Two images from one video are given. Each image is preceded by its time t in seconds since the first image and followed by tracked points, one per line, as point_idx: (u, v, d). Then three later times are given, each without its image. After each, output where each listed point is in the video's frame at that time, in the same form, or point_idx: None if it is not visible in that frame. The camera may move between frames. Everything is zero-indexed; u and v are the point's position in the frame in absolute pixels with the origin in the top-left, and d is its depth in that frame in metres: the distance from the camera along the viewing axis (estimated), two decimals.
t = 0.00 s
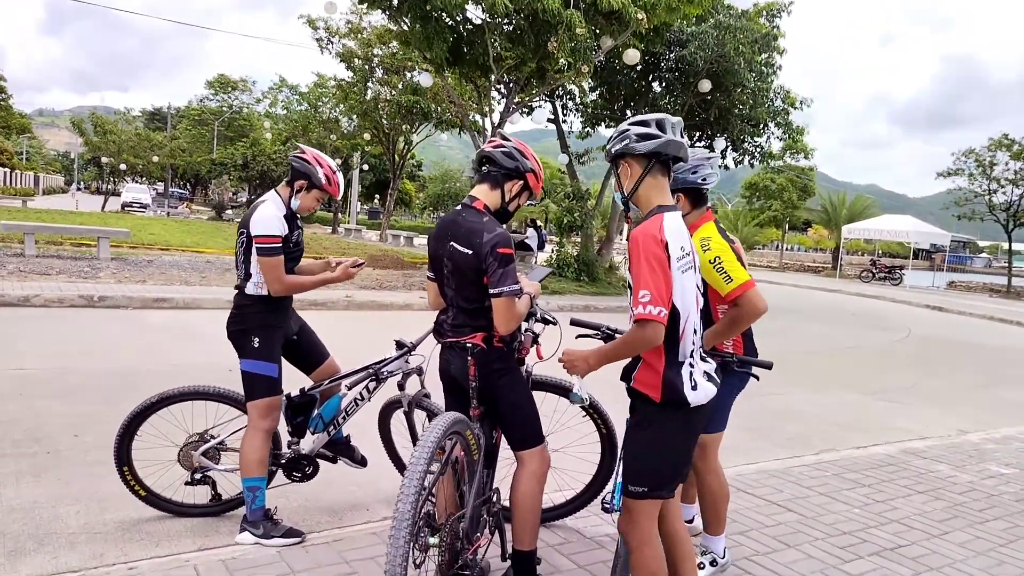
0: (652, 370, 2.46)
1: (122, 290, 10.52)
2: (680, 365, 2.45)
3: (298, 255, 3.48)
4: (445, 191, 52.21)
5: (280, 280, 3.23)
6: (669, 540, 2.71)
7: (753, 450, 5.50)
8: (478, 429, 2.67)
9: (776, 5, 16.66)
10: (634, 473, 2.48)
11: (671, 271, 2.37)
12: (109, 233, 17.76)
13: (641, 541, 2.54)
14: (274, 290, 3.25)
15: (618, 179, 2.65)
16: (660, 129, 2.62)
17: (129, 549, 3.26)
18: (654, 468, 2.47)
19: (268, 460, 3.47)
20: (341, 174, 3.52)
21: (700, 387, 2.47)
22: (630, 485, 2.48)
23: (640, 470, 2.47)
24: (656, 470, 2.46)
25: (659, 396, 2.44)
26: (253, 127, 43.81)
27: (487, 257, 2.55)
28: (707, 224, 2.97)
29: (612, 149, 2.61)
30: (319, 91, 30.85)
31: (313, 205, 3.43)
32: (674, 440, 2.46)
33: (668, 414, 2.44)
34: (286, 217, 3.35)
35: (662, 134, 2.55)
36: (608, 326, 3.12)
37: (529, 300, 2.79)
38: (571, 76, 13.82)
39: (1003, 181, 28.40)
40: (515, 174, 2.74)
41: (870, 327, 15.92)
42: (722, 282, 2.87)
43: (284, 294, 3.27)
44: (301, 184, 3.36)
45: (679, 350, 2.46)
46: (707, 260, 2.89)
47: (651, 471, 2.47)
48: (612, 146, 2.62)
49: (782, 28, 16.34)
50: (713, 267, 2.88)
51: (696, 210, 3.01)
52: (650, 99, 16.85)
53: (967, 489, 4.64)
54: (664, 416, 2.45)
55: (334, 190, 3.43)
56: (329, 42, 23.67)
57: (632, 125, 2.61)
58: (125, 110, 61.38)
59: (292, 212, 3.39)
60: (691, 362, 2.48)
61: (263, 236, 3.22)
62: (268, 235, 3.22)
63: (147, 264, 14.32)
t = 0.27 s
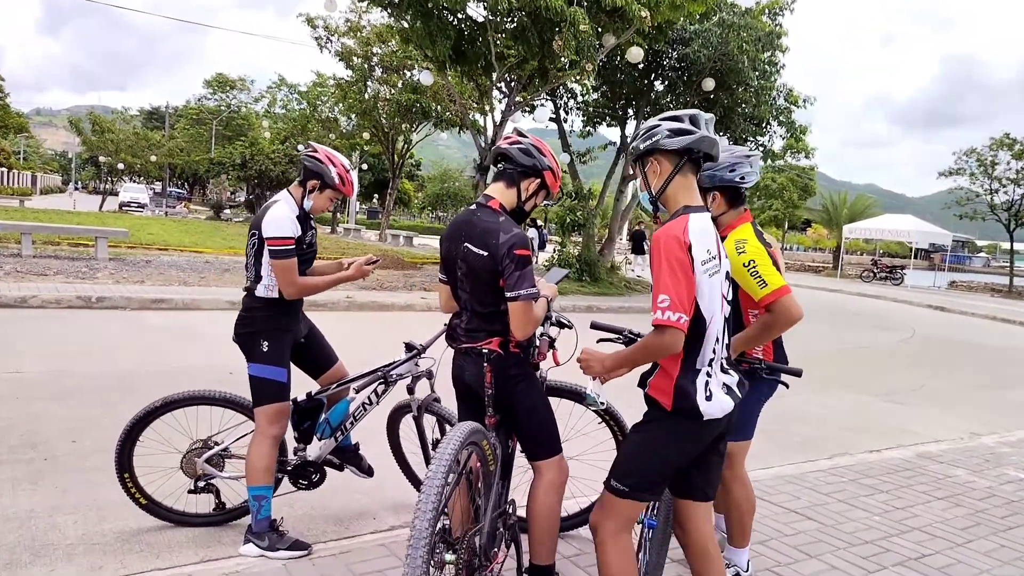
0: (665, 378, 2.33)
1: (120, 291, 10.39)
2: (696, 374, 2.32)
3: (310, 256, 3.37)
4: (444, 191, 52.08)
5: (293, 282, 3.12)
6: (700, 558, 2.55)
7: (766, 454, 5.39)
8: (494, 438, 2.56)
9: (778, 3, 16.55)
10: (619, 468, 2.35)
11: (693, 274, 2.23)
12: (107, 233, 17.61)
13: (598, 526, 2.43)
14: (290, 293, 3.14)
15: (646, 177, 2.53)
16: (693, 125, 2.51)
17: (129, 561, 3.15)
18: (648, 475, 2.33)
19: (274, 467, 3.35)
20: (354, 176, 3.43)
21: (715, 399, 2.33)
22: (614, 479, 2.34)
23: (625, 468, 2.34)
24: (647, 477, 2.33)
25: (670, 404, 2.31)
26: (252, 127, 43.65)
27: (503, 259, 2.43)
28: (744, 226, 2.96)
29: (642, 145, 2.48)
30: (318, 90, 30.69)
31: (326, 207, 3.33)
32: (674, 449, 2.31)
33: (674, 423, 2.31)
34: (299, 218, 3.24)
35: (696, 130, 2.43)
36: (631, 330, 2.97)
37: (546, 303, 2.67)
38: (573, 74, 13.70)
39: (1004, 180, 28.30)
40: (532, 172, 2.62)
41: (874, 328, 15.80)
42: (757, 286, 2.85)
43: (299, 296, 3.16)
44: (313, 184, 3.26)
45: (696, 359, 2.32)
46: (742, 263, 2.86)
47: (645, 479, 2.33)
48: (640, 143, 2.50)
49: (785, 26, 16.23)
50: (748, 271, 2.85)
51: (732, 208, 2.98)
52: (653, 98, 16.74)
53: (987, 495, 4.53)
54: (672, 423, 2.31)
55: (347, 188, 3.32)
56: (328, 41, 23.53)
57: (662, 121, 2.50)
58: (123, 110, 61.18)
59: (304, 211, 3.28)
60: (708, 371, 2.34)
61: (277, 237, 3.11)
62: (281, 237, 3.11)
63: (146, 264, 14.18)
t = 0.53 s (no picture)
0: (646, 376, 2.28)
1: (121, 291, 10.34)
2: (679, 372, 2.25)
3: (313, 254, 3.33)
4: (443, 190, 52.01)
5: (297, 279, 3.07)
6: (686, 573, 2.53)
7: (773, 453, 5.35)
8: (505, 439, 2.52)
9: None
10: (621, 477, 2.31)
11: (675, 272, 2.16)
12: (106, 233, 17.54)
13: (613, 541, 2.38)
14: (293, 291, 3.09)
15: (633, 170, 2.44)
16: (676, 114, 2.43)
17: (132, 564, 3.10)
18: (642, 480, 2.28)
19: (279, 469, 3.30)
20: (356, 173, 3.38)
21: (695, 398, 2.25)
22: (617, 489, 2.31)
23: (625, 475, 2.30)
24: (648, 482, 2.28)
25: (650, 402, 2.27)
26: (251, 126, 43.56)
27: (515, 256, 2.39)
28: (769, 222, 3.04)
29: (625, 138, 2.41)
30: (318, 89, 30.60)
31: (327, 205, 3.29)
32: (659, 452, 2.26)
33: (658, 424, 2.26)
34: (300, 215, 3.19)
35: (678, 119, 2.35)
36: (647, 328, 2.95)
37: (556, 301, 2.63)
38: (574, 71, 13.64)
39: (1005, 177, 28.23)
40: (543, 167, 2.58)
41: (876, 325, 15.75)
42: (787, 279, 2.91)
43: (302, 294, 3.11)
44: (314, 180, 3.21)
45: (681, 357, 2.26)
46: (773, 255, 2.93)
47: (645, 485, 2.28)
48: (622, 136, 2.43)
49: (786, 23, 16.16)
50: (779, 263, 2.92)
51: (758, 208, 3.09)
52: (654, 95, 16.70)
53: (999, 493, 4.48)
54: (654, 425, 2.27)
55: (349, 184, 3.27)
56: (328, 40, 23.45)
57: (644, 112, 2.43)
58: (122, 110, 61.05)
59: (305, 208, 3.23)
60: (692, 370, 2.27)
61: (278, 234, 3.06)
62: (283, 235, 3.06)
63: (146, 264, 14.12)
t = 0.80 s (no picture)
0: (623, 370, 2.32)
1: (120, 288, 10.34)
2: (656, 365, 2.29)
3: (308, 250, 3.34)
4: (441, 185, 51.97)
5: (293, 276, 3.10)
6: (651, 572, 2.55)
7: (771, 447, 5.39)
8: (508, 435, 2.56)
9: None
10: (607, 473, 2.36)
11: (647, 268, 2.19)
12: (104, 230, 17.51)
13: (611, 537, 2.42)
14: (290, 286, 3.12)
15: (617, 166, 2.47)
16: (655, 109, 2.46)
17: (138, 559, 3.14)
18: (627, 472, 2.32)
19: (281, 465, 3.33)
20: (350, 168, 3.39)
21: (671, 391, 2.28)
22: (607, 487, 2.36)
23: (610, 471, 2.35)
24: (632, 475, 2.32)
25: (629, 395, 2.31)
26: (248, 123, 43.44)
27: (518, 254, 2.41)
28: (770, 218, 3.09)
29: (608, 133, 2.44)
30: (315, 85, 30.53)
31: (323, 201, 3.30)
32: (644, 444, 2.31)
33: (634, 416, 2.31)
34: (295, 211, 3.21)
35: (655, 114, 2.37)
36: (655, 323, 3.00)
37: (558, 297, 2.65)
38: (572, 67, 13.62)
39: (1002, 172, 28.26)
40: (544, 165, 2.60)
41: (874, 320, 15.79)
42: (790, 272, 2.94)
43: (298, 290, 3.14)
44: (307, 176, 3.21)
45: (659, 350, 2.29)
46: (774, 249, 2.96)
47: (631, 478, 2.32)
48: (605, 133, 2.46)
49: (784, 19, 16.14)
50: (781, 257, 2.95)
51: (760, 206, 3.13)
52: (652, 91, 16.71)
53: (994, 487, 4.53)
54: (633, 418, 2.31)
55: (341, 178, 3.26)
56: (325, 36, 23.38)
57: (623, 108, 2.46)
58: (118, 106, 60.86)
59: (299, 205, 3.25)
60: (670, 364, 2.30)
61: (273, 230, 3.07)
62: (276, 232, 3.07)
63: (145, 261, 14.12)
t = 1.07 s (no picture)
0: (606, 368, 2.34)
1: (117, 288, 10.34)
2: (640, 363, 2.31)
3: (303, 251, 3.33)
4: (438, 183, 51.96)
5: (286, 278, 3.11)
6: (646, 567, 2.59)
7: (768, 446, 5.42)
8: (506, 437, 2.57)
9: None
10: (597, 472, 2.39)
11: (628, 264, 2.22)
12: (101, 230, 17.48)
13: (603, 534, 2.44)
14: (282, 289, 3.13)
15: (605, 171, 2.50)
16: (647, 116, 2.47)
17: (138, 561, 3.15)
18: (615, 470, 2.35)
19: (279, 467, 3.35)
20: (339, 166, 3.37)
21: (656, 389, 2.31)
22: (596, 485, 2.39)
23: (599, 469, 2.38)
24: (619, 473, 2.34)
25: (617, 394, 2.34)
26: (245, 121, 43.34)
27: (515, 257, 2.43)
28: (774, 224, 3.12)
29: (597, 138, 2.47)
30: (312, 83, 30.48)
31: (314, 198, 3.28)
32: (632, 441, 2.33)
33: (622, 414, 2.34)
34: (287, 213, 3.22)
35: (640, 121, 2.39)
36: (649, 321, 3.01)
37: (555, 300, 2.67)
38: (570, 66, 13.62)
39: (999, 169, 28.30)
40: (541, 169, 2.62)
41: (870, 318, 15.83)
42: (788, 276, 2.96)
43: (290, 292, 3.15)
44: (292, 173, 3.21)
45: (642, 349, 2.30)
46: (775, 253, 2.99)
47: (618, 476, 2.35)
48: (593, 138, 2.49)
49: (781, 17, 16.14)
50: (779, 260, 2.98)
51: (763, 211, 3.17)
52: (649, 90, 16.73)
53: (988, 485, 4.56)
54: (623, 416, 2.33)
55: (321, 171, 3.21)
56: (321, 34, 23.34)
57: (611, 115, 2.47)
58: (114, 104, 60.64)
59: (289, 205, 3.25)
60: (655, 363, 2.32)
61: (264, 233, 3.09)
62: (267, 235, 3.09)
63: (142, 260, 14.10)
